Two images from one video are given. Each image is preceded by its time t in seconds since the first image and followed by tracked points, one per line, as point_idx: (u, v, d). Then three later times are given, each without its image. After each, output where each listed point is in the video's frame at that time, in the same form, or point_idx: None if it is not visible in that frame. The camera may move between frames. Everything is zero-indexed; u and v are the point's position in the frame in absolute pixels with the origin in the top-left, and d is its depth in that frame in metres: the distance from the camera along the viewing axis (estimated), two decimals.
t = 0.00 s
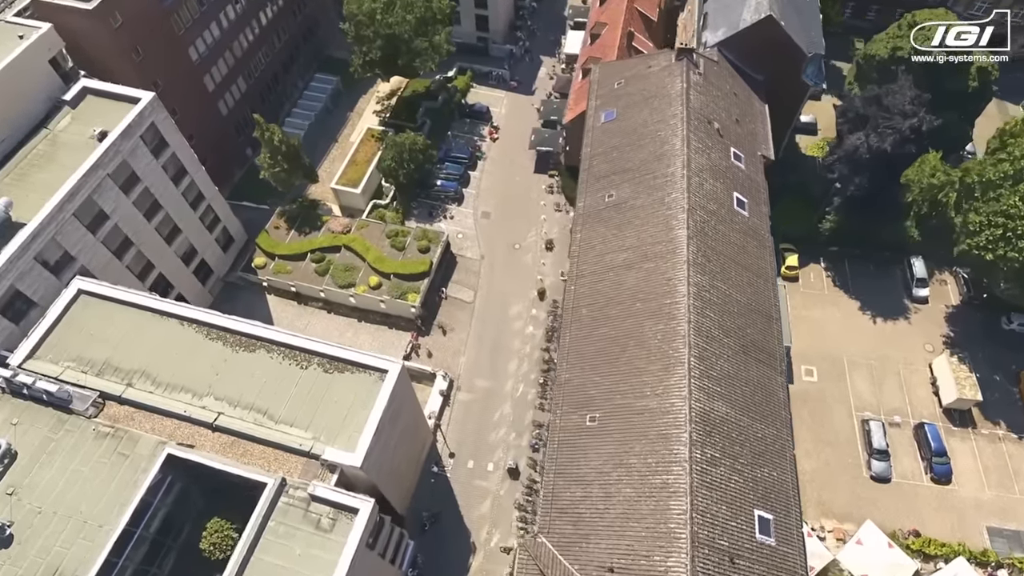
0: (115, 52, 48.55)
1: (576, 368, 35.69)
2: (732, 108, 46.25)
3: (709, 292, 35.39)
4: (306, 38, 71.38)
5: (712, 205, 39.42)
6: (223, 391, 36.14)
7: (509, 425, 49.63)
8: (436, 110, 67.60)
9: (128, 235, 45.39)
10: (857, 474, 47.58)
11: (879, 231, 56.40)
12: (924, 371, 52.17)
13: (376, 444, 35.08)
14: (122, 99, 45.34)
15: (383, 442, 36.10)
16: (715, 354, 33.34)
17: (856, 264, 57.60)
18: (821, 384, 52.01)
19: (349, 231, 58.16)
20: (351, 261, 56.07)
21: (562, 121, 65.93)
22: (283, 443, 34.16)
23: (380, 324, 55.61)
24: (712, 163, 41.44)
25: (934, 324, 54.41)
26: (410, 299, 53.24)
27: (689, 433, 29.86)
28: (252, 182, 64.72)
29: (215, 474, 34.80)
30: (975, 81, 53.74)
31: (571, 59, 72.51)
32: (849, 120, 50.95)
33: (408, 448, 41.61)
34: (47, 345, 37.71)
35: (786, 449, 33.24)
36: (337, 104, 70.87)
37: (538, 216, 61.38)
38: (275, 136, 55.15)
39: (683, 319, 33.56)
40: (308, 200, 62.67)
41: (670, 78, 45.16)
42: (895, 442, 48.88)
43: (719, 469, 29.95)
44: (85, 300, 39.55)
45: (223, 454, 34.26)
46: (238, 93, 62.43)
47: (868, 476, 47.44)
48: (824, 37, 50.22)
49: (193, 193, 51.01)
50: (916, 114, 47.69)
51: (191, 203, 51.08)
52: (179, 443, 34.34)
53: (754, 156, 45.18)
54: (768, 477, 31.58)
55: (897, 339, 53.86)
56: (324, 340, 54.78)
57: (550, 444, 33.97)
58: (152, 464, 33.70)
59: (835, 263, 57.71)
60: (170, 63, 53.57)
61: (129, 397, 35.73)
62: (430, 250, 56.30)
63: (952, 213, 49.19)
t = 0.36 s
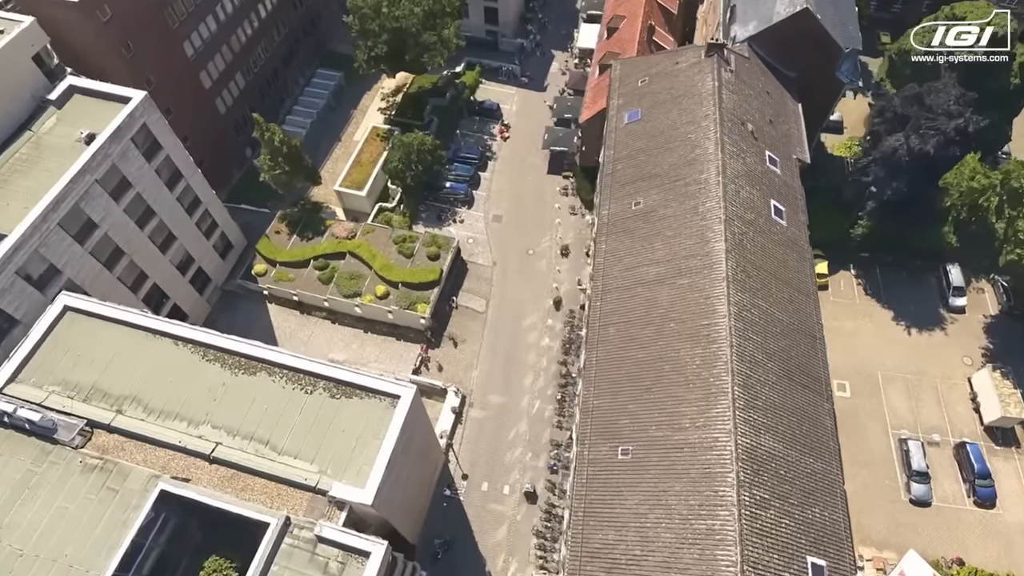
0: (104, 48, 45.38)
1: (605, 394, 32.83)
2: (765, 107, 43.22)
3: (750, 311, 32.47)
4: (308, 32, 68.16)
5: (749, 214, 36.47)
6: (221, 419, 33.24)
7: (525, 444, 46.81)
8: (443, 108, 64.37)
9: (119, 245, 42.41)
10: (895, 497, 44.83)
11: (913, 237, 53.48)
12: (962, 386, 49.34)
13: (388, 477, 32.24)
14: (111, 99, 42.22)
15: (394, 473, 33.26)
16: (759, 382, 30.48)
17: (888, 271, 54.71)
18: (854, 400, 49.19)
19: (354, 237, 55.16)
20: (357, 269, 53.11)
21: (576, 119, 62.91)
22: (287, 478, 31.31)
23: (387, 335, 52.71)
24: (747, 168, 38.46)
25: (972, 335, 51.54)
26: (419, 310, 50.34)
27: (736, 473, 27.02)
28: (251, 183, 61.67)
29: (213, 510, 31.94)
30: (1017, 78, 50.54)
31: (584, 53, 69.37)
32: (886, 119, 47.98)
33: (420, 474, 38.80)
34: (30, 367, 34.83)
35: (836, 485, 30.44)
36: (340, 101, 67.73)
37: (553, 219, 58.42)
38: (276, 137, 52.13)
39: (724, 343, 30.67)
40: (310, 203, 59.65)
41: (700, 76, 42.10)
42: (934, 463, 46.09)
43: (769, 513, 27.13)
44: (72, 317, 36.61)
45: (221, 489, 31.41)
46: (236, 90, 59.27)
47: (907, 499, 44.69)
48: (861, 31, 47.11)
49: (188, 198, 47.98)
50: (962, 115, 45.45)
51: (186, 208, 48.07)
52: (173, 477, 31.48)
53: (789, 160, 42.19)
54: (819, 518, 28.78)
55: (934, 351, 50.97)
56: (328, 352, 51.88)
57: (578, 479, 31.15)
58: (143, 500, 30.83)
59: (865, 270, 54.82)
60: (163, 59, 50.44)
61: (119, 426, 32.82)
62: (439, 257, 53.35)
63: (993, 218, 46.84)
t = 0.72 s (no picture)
0: (88, 43, 42.19)
1: (637, 425, 29.87)
2: (801, 107, 40.10)
3: (796, 334, 29.45)
4: (307, 25, 64.88)
5: (791, 225, 33.40)
6: (215, 452, 30.29)
7: (541, 466, 43.92)
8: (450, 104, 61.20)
9: (105, 255, 39.36)
10: (936, 524, 42.02)
11: (951, 243, 50.40)
12: (1005, 403, 46.39)
13: (398, 516, 29.29)
14: (96, 97, 39.03)
15: (404, 511, 30.33)
16: (810, 415, 27.51)
17: (922, 279, 51.73)
18: (890, 418, 46.31)
19: (357, 242, 52.06)
20: (360, 277, 50.08)
21: (590, 116, 59.81)
22: (287, 519, 28.36)
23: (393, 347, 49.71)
24: (786, 173, 35.37)
25: (1014, 348, 48.55)
26: (427, 321, 47.37)
27: (790, 523, 24.10)
28: (249, 185, 58.53)
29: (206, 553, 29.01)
30: None
31: (598, 47, 66.19)
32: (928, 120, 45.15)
33: (430, 505, 35.91)
34: (6, 393, 31.91)
35: (894, 529, 27.49)
36: (342, 98, 64.56)
37: (567, 224, 55.38)
38: (274, 137, 49.08)
39: (771, 372, 27.65)
40: (311, 206, 56.56)
41: (732, 72, 39.00)
42: (977, 487, 43.22)
43: (826, 567, 24.24)
44: (52, 337, 33.65)
45: (214, 531, 28.47)
46: (231, 86, 56.05)
47: (949, 526, 41.86)
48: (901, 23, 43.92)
49: (181, 203, 44.88)
50: (1013, 114, 42.31)
51: (179, 214, 44.98)
52: (161, 518, 28.54)
53: (828, 164, 39.08)
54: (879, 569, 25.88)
55: (973, 365, 47.98)
56: (331, 366, 48.91)
57: (608, 521, 28.22)
58: (129, 545, 27.84)
59: (898, 277, 51.86)
60: (153, 54, 47.24)
61: (102, 460, 29.88)
62: (448, 265, 50.33)
63: None
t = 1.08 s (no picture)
0: (69, 35, 39.22)
1: (672, 458, 27.09)
2: (840, 104, 37.13)
3: (848, 358, 26.57)
4: (306, 16, 61.75)
5: (837, 234, 30.50)
6: (206, 487, 27.50)
7: (557, 488, 41.19)
8: (457, 99, 58.16)
9: (88, 265, 36.53)
10: (980, 551, 39.37)
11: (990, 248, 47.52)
12: None
13: (408, 560, 26.52)
14: (77, 94, 36.02)
15: (415, 552, 27.56)
16: (868, 451, 24.70)
17: (957, 285, 48.95)
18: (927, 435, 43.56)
19: (359, 247, 49.12)
20: (363, 284, 47.21)
21: (604, 113, 56.91)
22: (285, 564, 25.60)
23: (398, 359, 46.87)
24: (829, 177, 32.47)
25: None
26: (434, 332, 44.54)
27: None
28: (245, 185, 55.54)
29: None
30: None
31: (611, 40, 63.12)
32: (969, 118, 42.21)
33: (441, 537, 33.16)
34: None
35: None
36: (343, 93, 61.52)
37: (581, 227, 52.48)
38: (271, 135, 46.12)
39: (824, 403, 24.81)
40: (311, 207, 53.60)
41: (767, 67, 36.05)
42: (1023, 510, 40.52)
43: None
44: (29, 357, 30.80)
45: None
46: (226, 81, 52.98)
47: (994, 553, 39.20)
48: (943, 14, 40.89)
49: (171, 207, 41.96)
50: None
51: (169, 219, 42.06)
52: (147, 563, 25.73)
53: (871, 166, 36.15)
54: None
55: (1015, 378, 45.14)
56: (333, 379, 46.08)
57: (642, 567, 25.47)
58: None
59: (933, 284, 49.06)
60: (140, 47, 44.17)
61: (81, 496, 27.09)
62: (456, 271, 47.45)
63: None
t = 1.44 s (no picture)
0: (48, 22, 36.38)
1: (711, 492, 24.40)
2: (883, 97, 34.28)
3: (908, 382, 23.80)
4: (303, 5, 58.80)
5: (888, 241, 27.73)
6: (193, 522, 24.87)
7: (573, 509, 38.54)
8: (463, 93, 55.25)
9: (68, 271, 33.83)
10: None
11: None
12: None
13: None
14: (55, 85, 33.17)
15: None
16: (935, 488, 22.01)
17: (995, 290, 46.19)
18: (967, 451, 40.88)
19: (361, 249, 46.36)
20: (365, 290, 44.48)
21: (618, 107, 54.09)
22: None
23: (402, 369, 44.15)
24: (876, 178, 29.67)
25: None
26: (441, 341, 41.82)
27: None
28: (240, 183, 52.71)
29: None
30: None
31: (624, 30, 60.22)
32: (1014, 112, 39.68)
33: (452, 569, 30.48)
34: None
35: None
36: (343, 86, 58.62)
37: (595, 227, 49.67)
38: (266, 131, 43.28)
39: (886, 434, 22.09)
40: (310, 207, 50.79)
41: (804, 57, 33.26)
42: None
43: None
44: None
45: None
46: (219, 73, 50.09)
47: None
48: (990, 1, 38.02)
49: (160, 208, 39.18)
50: None
51: (158, 220, 39.31)
52: None
53: (917, 165, 33.34)
54: None
55: None
56: (333, 390, 43.33)
57: None
58: None
59: (968, 288, 46.31)
60: (126, 35, 41.31)
61: (55, 532, 24.49)
62: (464, 275, 44.69)
63: None
